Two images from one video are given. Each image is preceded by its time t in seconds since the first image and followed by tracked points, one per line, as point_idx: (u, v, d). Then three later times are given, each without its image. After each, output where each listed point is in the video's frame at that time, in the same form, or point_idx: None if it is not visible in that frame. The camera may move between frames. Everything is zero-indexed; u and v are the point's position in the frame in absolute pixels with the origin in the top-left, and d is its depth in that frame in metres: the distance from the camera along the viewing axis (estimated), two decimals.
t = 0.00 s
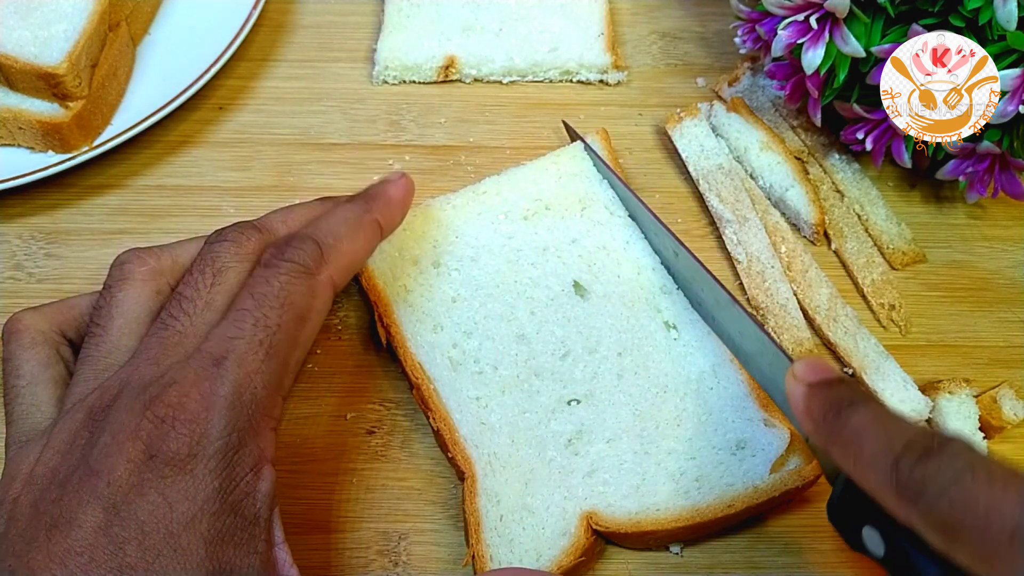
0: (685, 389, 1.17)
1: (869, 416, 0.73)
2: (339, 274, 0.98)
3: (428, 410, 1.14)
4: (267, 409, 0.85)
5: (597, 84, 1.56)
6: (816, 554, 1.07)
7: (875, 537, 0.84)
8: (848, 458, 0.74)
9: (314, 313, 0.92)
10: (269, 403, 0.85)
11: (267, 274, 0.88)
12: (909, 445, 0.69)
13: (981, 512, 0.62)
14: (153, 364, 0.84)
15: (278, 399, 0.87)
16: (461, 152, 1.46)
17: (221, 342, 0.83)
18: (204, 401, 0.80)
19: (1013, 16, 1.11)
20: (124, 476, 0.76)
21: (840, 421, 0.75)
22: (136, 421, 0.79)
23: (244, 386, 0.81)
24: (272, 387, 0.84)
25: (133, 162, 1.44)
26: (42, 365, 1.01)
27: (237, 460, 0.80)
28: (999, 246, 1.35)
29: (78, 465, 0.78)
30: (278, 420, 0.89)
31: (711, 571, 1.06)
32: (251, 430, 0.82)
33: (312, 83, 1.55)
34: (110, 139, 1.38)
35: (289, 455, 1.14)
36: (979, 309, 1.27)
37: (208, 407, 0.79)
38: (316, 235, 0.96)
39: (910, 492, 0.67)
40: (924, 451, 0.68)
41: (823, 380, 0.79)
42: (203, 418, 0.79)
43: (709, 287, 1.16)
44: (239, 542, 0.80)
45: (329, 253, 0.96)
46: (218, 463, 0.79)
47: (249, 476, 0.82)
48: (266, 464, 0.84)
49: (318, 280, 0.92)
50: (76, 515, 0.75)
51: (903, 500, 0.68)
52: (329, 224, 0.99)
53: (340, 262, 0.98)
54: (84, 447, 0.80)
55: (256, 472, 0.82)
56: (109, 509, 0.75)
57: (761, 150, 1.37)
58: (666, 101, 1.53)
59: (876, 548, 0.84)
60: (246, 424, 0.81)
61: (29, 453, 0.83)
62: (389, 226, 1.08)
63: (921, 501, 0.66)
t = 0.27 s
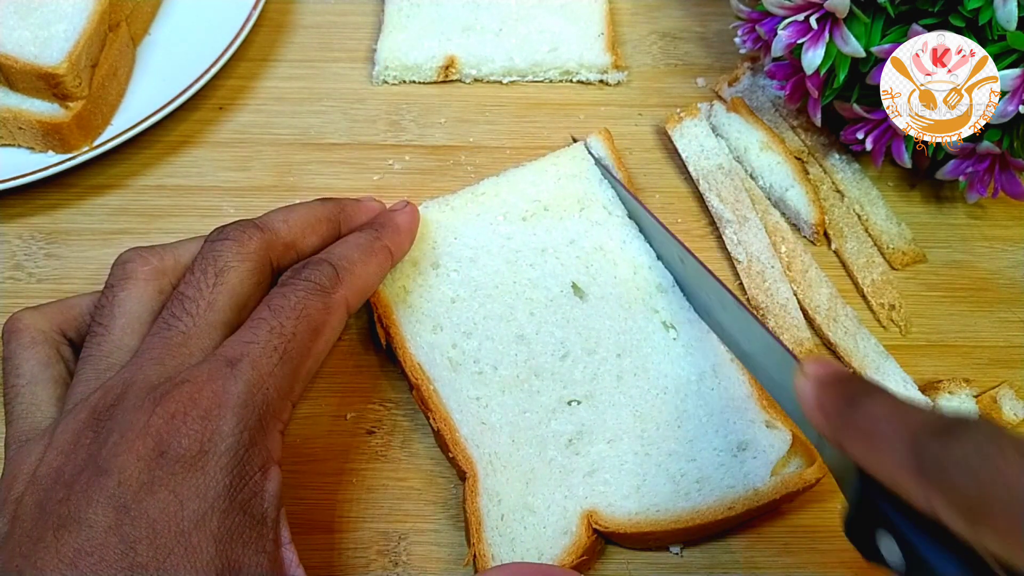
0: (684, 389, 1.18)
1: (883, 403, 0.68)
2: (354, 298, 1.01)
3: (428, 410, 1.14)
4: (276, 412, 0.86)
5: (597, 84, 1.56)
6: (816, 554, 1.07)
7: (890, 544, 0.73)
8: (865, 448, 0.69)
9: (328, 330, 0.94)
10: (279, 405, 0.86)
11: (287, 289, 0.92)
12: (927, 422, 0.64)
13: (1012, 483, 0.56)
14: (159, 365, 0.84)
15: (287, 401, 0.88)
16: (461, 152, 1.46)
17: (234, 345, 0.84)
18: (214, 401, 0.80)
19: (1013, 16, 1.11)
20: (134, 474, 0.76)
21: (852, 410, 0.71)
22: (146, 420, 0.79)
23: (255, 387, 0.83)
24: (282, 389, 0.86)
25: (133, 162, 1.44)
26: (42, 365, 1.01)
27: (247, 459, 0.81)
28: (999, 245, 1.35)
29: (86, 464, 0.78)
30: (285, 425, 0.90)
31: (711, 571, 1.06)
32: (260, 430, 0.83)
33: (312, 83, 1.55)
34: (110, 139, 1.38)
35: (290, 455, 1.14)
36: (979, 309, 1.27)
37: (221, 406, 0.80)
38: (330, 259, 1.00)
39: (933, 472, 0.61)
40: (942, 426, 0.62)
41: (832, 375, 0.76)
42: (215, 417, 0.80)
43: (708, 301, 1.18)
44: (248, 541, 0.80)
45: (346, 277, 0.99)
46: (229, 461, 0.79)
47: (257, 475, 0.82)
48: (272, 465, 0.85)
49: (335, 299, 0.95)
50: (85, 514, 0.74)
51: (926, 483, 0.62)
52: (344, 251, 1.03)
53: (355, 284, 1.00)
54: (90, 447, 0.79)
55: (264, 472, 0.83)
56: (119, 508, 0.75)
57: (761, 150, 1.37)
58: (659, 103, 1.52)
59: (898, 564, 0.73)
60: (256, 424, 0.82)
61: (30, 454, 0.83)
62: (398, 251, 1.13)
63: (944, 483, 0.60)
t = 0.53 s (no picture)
0: (685, 393, 1.18)
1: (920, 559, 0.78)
2: (354, 298, 1.00)
3: (428, 411, 1.14)
4: (278, 412, 0.86)
5: (597, 84, 1.56)
6: (816, 554, 1.07)
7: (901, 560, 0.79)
8: None
9: (329, 331, 0.93)
10: (280, 405, 0.86)
11: (289, 289, 0.92)
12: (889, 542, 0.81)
13: None
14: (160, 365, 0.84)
15: (288, 401, 0.88)
16: (461, 152, 1.46)
17: (234, 345, 0.84)
18: (215, 401, 0.80)
19: (1013, 16, 1.10)
20: (135, 474, 0.77)
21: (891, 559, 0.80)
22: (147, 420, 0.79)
23: (257, 387, 0.82)
24: (283, 390, 0.85)
25: (133, 162, 1.44)
26: (42, 365, 1.01)
27: (248, 459, 0.81)
28: (999, 246, 1.35)
29: (86, 465, 0.78)
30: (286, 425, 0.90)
31: (711, 571, 1.06)
32: (261, 430, 0.83)
33: (312, 83, 1.55)
34: (110, 139, 1.38)
35: (289, 456, 1.14)
36: (979, 309, 1.27)
37: (221, 406, 0.80)
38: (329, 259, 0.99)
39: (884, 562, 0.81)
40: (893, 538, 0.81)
41: (868, 503, 0.85)
42: (216, 417, 0.80)
43: (710, 306, 1.18)
44: (248, 542, 0.80)
45: (346, 278, 0.98)
46: (230, 462, 0.79)
47: (257, 475, 0.82)
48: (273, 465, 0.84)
49: (335, 300, 0.95)
50: (86, 515, 0.74)
51: None
52: (344, 252, 1.02)
53: (356, 285, 1.00)
54: (91, 447, 0.80)
55: (265, 472, 0.83)
56: (120, 508, 0.75)
57: (762, 150, 1.37)
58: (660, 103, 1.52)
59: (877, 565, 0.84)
60: (257, 424, 0.82)
61: (31, 454, 0.83)
62: (398, 252, 1.12)
63: None
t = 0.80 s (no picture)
0: (685, 392, 1.18)
1: None
2: (355, 299, 1.00)
3: (428, 411, 1.14)
4: (276, 413, 0.86)
5: (597, 84, 1.56)
6: (817, 554, 1.07)
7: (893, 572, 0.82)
8: None
9: (330, 331, 0.93)
10: (279, 405, 0.86)
11: (289, 287, 0.92)
12: None
13: None
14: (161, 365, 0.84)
15: (287, 401, 0.88)
16: (461, 152, 1.46)
17: (235, 345, 0.84)
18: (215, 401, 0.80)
19: (1013, 16, 1.10)
20: (134, 474, 0.77)
21: None
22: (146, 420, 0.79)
23: (256, 387, 0.82)
24: (282, 390, 0.85)
25: (133, 162, 1.44)
26: (42, 365, 1.01)
27: (246, 459, 0.81)
28: (999, 246, 1.35)
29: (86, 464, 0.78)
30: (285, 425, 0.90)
31: (711, 571, 1.06)
32: (259, 430, 0.83)
33: (312, 83, 1.55)
34: (110, 139, 1.38)
35: (289, 455, 1.14)
36: (979, 309, 1.27)
37: (220, 406, 0.80)
38: (330, 260, 0.99)
39: None
40: None
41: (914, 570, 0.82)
42: (214, 417, 0.80)
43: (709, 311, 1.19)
44: (247, 541, 0.80)
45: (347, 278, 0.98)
46: (228, 462, 0.79)
47: (256, 475, 0.82)
48: (272, 466, 0.85)
49: (336, 300, 0.94)
50: (85, 514, 0.75)
51: None
52: (346, 253, 1.02)
53: (356, 286, 1.00)
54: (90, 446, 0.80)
55: (264, 472, 0.83)
56: (118, 508, 0.75)
57: (762, 149, 1.37)
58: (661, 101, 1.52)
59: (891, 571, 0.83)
60: (256, 424, 0.82)
61: (30, 453, 0.83)
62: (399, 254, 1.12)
63: None
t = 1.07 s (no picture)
0: (685, 383, 1.17)
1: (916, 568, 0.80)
2: (352, 297, 1.00)
3: (429, 408, 1.14)
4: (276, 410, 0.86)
5: (597, 84, 1.56)
6: (817, 554, 1.07)
7: None
8: None
9: (327, 327, 0.94)
10: (278, 403, 0.86)
11: (286, 284, 0.92)
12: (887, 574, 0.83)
13: None
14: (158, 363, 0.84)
15: (287, 398, 0.87)
16: (461, 152, 1.46)
17: (232, 344, 0.84)
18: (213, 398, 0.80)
19: (1013, 16, 1.10)
20: (133, 473, 0.76)
21: None
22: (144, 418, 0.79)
23: (254, 385, 0.82)
24: (282, 386, 0.85)
25: (133, 162, 1.44)
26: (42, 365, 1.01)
27: (246, 457, 0.81)
28: (999, 246, 1.35)
29: (85, 464, 0.78)
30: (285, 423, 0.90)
31: (711, 571, 1.06)
32: (259, 428, 0.83)
33: (312, 83, 1.55)
34: (110, 139, 1.38)
35: (289, 455, 1.14)
36: (979, 309, 1.27)
37: (219, 404, 0.80)
38: (327, 258, 0.99)
39: None
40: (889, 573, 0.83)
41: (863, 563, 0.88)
42: (213, 415, 0.80)
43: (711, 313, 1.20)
44: (248, 539, 0.80)
45: (343, 276, 0.98)
46: (228, 460, 0.79)
47: (256, 473, 0.82)
48: (272, 464, 0.84)
49: (332, 298, 0.95)
50: (85, 514, 0.74)
51: None
52: (342, 252, 1.02)
53: (352, 284, 1.00)
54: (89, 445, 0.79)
55: (264, 470, 0.83)
56: (118, 507, 0.75)
57: (762, 149, 1.37)
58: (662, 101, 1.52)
59: None
60: (255, 421, 0.82)
61: (29, 453, 0.83)
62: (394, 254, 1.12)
63: None
